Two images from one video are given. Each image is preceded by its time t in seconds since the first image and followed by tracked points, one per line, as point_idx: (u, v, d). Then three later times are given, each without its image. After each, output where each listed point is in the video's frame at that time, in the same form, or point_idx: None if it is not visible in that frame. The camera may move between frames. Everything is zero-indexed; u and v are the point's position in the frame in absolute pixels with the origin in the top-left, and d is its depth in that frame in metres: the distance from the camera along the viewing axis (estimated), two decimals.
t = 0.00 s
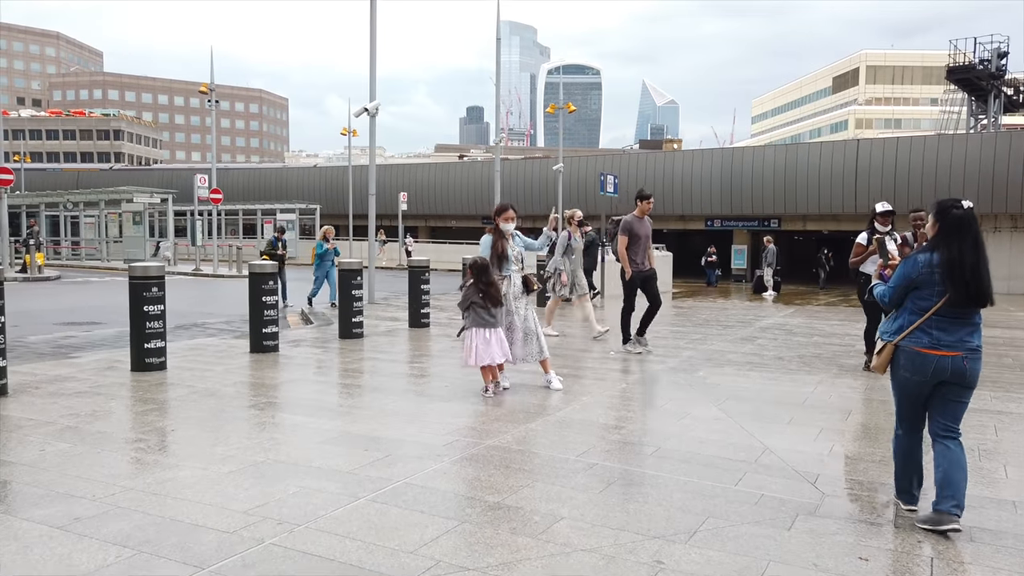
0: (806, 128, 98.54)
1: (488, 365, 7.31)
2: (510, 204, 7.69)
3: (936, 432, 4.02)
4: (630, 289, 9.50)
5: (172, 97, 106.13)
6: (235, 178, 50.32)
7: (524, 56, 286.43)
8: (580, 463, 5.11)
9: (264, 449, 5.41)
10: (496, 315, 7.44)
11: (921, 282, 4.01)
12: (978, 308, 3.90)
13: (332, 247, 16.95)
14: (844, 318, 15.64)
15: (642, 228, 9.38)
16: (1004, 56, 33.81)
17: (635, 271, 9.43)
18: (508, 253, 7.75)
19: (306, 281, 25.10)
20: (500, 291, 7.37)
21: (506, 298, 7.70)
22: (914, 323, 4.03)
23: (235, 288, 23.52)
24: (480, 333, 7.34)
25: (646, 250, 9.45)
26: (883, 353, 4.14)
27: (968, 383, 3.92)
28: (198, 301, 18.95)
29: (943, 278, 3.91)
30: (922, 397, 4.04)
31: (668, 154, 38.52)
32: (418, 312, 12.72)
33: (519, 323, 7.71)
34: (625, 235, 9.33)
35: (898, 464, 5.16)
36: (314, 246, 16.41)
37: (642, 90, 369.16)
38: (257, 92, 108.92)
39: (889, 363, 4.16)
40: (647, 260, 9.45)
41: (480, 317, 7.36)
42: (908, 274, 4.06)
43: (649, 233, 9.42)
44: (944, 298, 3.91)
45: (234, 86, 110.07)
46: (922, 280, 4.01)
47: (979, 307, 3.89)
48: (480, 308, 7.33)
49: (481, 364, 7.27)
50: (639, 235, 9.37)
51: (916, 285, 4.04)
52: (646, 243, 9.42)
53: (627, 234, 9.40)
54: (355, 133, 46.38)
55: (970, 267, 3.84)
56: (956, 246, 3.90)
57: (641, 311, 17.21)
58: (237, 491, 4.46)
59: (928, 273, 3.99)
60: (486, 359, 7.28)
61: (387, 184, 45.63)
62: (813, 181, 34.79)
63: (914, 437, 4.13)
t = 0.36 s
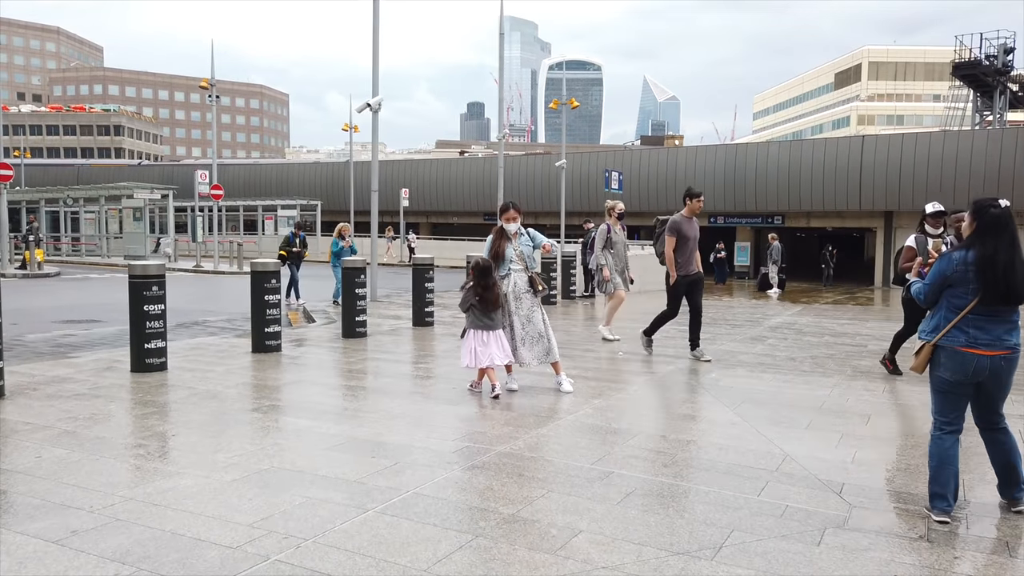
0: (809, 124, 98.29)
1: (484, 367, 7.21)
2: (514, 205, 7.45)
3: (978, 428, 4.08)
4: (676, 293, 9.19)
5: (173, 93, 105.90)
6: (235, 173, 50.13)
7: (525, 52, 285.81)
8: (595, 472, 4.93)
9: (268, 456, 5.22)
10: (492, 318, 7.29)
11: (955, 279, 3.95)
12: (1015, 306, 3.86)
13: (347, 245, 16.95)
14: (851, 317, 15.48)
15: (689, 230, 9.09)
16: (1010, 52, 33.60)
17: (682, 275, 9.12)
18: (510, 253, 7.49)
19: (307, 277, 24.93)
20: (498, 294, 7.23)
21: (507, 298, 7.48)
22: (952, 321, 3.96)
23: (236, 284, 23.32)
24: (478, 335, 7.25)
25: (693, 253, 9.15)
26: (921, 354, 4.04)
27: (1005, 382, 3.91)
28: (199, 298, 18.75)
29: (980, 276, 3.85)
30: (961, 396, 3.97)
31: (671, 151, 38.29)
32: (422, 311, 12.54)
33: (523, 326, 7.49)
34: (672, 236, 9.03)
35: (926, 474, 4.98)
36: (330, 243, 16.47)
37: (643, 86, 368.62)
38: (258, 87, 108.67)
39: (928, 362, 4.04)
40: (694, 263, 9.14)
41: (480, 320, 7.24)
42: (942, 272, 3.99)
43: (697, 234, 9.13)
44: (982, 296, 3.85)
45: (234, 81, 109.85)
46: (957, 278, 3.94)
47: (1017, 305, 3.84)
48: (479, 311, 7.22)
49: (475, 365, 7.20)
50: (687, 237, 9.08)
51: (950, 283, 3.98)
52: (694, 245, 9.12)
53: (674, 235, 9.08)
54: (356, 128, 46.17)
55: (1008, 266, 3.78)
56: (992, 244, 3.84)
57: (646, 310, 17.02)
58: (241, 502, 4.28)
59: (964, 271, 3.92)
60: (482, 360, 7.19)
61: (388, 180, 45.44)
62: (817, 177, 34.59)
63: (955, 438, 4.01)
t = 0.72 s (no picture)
0: (809, 120, 97.97)
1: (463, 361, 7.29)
2: (517, 199, 7.29)
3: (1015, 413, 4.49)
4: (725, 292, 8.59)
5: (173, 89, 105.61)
6: (234, 169, 49.96)
7: (526, 48, 285.32)
8: (601, 472, 4.79)
9: (266, 456, 5.10)
10: (483, 314, 7.28)
11: (1007, 271, 4.32)
12: None
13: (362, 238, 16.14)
14: (856, 313, 15.35)
15: (735, 224, 8.61)
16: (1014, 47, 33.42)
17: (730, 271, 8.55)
18: (511, 248, 7.35)
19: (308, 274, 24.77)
20: (487, 289, 7.24)
21: (503, 294, 7.39)
22: (1003, 312, 4.32)
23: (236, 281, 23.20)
24: (461, 330, 7.28)
25: (739, 248, 8.63)
26: (969, 344, 4.40)
27: None
28: (198, 295, 18.61)
29: None
30: (1006, 382, 4.35)
31: (672, 147, 38.15)
32: (423, 307, 12.42)
33: (520, 322, 7.37)
34: (714, 230, 8.55)
35: (942, 477, 4.84)
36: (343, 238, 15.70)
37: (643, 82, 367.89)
38: (257, 83, 108.38)
39: (977, 351, 4.39)
40: (741, 259, 8.60)
41: (468, 315, 7.25)
42: (994, 263, 4.34)
43: (742, 229, 8.63)
44: None
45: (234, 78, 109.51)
46: (1010, 270, 4.32)
47: None
48: (468, 305, 7.24)
49: (459, 359, 7.31)
50: (731, 231, 8.59)
51: (1002, 275, 4.35)
52: (739, 241, 8.63)
53: (718, 229, 8.60)
54: (357, 124, 46.01)
55: None
56: None
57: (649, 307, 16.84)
58: (237, 504, 4.15)
59: (1016, 263, 4.29)
60: (467, 356, 7.27)
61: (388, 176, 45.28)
62: (820, 173, 34.41)
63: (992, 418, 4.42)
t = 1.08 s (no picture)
0: (811, 119, 97.56)
1: (457, 360, 7.16)
2: (521, 195, 7.11)
3: None
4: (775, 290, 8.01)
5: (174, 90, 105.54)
6: (235, 169, 49.83)
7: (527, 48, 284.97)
8: (607, 478, 4.60)
9: (258, 461, 4.91)
10: (478, 312, 7.14)
11: None
12: None
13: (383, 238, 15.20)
14: (862, 312, 15.15)
15: (788, 216, 8.00)
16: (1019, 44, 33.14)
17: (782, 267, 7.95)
18: (515, 245, 7.16)
19: (308, 274, 24.60)
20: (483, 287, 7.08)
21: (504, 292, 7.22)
22: None
23: (236, 280, 23.06)
24: (454, 327, 7.16)
25: (793, 242, 8.01)
26: (994, 341, 4.28)
27: None
28: (198, 294, 18.48)
29: None
30: None
31: (675, 145, 37.93)
32: (424, 306, 12.25)
33: (519, 322, 7.17)
34: (768, 222, 7.93)
35: (961, 481, 4.64)
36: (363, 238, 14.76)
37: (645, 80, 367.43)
38: (259, 83, 108.25)
39: (1002, 350, 4.28)
40: (795, 253, 8.00)
41: (467, 313, 7.13)
42: (1014, 260, 4.25)
43: (796, 221, 8.01)
44: None
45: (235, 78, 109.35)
46: None
47: None
48: (464, 303, 7.10)
49: (452, 357, 7.18)
50: (785, 223, 7.97)
51: None
52: (793, 234, 8.00)
53: (773, 220, 7.94)
54: (358, 123, 45.84)
55: None
56: None
57: (651, 305, 16.64)
58: (226, 513, 3.96)
59: None
60: (459, 354, 7.13)
61: (390, 176, 45.10)
62: (824, 171, 34.14)
63: None
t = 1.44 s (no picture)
0: (819, 112, 96.82)
1: (461, 361, 6.93)
2: (520, 188, 6.84)
3: None
4: (840, 294, 7.42)
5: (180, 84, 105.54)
6: (239, 163, 49.67)
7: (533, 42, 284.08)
8: (611, 487, 4.36)
9: (247, 467, 4.69)
10: (481, 311, 6.89)
11: None
12: None
13: (403, 236, 14.77)
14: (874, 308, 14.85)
15: (861, 215, 7.31)
16: None
17: (849, 271, 7.34)
18: (514, 240, 6.92)
19: (311, 269, 24.39)
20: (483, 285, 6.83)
21: (506, 289, 6.98)
22: None
23: (238, 275, 22.89)
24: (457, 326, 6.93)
25: (864, 243, 7.36)
26: None
27: None
28: (199, 289, 18.31)
29: None
30: None
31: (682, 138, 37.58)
32: (425, 303, 12.03)
33: (522, 321, 6.94)
34: (841, 221, 7.24)
35: (984, 491, 4.39)
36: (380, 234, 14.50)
37: (652, 73, 365.91)
38: (264, 78, 108.10)
39: None
40: (864, 256, 7.38)
41: (472, 311, 6.88)
42: None
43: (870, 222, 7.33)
44: None
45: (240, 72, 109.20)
46: None
47: None
48: (466, 301, 6.87)
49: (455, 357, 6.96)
50: (858, 223, 7.29)
51: None
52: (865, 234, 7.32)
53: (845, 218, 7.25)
54: (362, 117, 45.60)
55: None
56: None
57: (657, 301, 16.37)
58: (208, 525, 3.74)
59: None
60: (462, 354, 6.91)
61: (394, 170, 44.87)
62: (832, 164, 33.74)
63: None
